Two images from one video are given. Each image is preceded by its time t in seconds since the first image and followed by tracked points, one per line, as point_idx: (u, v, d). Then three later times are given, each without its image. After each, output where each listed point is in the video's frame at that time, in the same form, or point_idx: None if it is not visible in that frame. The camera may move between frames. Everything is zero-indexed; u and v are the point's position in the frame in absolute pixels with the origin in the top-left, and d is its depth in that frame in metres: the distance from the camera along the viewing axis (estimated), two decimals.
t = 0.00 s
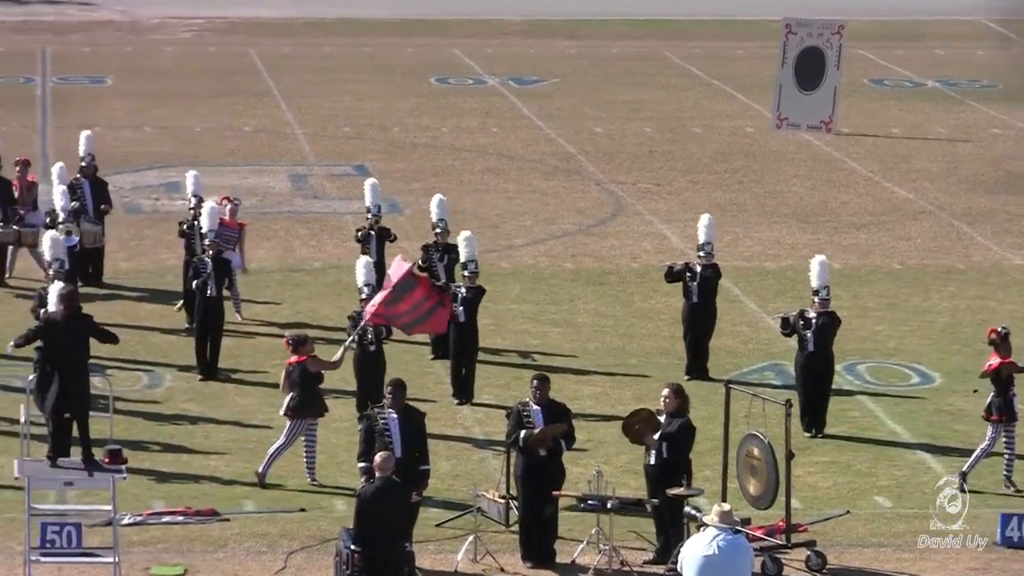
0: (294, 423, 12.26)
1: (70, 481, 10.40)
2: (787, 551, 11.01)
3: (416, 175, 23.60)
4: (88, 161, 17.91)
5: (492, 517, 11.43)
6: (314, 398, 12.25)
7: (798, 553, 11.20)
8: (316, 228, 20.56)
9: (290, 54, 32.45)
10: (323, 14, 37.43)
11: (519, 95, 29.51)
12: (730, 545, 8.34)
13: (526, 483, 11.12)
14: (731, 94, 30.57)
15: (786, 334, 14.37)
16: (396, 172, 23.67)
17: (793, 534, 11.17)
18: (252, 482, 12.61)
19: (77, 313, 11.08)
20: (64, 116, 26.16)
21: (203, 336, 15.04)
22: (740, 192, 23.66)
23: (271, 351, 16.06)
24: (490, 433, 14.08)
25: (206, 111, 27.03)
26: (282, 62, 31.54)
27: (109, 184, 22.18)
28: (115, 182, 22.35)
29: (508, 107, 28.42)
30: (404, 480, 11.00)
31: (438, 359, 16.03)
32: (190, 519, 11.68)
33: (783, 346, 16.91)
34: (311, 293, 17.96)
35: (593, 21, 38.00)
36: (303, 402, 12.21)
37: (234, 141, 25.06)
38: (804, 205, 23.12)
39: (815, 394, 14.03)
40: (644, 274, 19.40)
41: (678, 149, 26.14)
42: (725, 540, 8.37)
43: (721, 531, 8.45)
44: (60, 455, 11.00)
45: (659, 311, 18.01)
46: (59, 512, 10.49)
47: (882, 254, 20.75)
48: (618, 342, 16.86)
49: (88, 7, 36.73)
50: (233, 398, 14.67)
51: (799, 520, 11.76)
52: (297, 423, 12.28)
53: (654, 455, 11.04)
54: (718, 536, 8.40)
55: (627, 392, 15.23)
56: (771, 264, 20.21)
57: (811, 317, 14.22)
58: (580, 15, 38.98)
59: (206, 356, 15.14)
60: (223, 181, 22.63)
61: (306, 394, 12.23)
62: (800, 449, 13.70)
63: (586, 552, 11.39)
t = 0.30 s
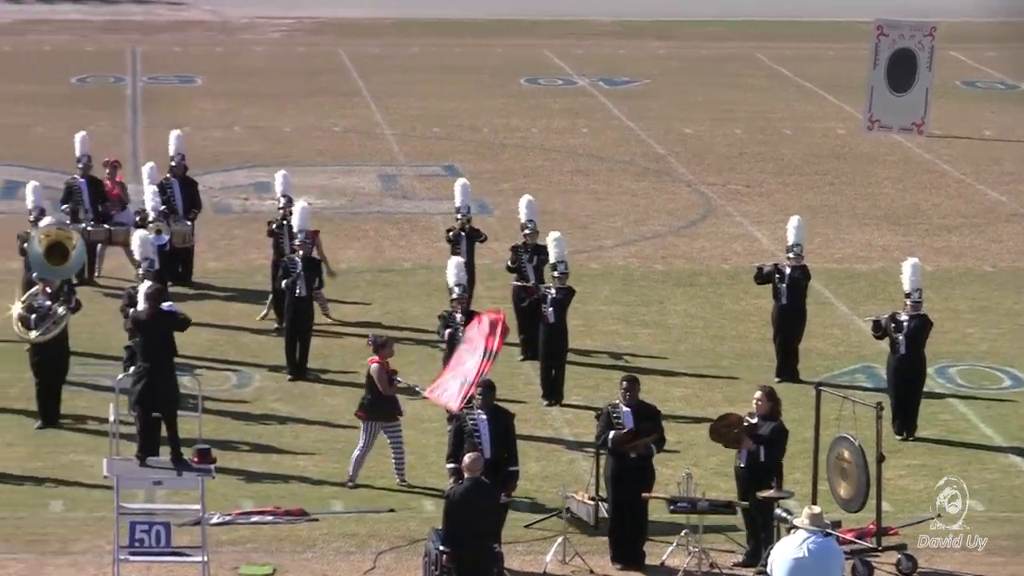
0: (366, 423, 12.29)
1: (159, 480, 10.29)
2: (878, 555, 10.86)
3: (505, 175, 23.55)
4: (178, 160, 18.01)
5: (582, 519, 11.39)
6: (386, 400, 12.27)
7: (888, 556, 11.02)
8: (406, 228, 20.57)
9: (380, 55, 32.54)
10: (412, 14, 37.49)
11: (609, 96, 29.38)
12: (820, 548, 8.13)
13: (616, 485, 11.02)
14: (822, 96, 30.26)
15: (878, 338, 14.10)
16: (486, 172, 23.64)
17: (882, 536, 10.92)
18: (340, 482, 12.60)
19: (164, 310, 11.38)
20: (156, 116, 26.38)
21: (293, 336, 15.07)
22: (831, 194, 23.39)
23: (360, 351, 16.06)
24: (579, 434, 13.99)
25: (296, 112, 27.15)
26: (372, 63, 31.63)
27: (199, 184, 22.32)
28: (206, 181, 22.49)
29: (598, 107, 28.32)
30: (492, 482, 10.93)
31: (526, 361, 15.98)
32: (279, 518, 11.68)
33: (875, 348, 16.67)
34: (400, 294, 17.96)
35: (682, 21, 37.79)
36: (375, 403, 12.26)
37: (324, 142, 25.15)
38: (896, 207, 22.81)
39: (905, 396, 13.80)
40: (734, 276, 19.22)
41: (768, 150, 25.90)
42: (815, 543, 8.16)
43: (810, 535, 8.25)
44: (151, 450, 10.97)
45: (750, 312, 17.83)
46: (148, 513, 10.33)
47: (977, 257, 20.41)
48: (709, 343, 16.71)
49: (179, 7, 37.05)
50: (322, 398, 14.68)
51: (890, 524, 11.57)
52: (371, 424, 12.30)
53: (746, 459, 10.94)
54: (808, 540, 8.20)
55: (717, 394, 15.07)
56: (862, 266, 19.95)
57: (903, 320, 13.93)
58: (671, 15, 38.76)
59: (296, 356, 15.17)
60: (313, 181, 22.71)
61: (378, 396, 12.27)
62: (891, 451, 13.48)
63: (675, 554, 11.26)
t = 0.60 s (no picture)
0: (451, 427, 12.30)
1: (263, 483, 10.31)
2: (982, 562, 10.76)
3: (611, 180, 23.50)
4: (283, 164, 18.17)
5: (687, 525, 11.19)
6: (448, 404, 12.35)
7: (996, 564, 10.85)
8: (511, 232, 20.61)
9: (486, 59, 32.64)
10: (516, 18, 37.54)
11: (715, 101, 29.22)
12: (926, 555, 8.03)
13: (721, 490, 10.89)
14: (931, 101, 29.89)
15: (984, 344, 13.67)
16: (591, 177, 23.62)
17: (988, 544, 10.46)
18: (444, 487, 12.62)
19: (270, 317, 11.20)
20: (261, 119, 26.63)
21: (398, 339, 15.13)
22: (939, 200, 23.08)
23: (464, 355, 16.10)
24: (684, 440, 13.91)
25: (401, 116, 27.30)
26: (478, 67, 31.74)
27: (305, 188, 22.51)
28: (312, 185, 22.68)
29: (704, 112, 28.18)
30: (598, 486, 10.90)
31: (631, 366, 15.92)
32: (382, 522, 11.75)
33: (983, 355, 16.42)
34: (504, 298, 17.98)
35: (788, 27, 37.49)
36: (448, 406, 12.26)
37: (428, 145, 25.27)
38: (1005, 214, 22.47)
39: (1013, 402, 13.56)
40: (839, 281, 19.03)
41: (874, 156, 25.63)
42: (920, 550, 8.05)
43: (915, 542, 8.14)
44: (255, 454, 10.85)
45: (856, 318, 17.65)
46: (253, 515, 10.56)
47: None
48: (814, 349, 16.55)
49: (285, 10, 37.38)
50: (426, 402, 14.72)
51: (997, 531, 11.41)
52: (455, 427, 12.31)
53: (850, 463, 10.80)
54: (913, 545, 8.10)
55: (823, 399, 14.93)
56: (971, 272, 19.66)
57: (1011, 327, 13.51)
58: (778, 20, 38.49)
59: (400, 360, 15.24)
60: (418, 185, 22.82)
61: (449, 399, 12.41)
62: (999, 459, 13.26)
63: (780, 561, 11.17)
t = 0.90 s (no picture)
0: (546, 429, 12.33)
1: (362, 486, 10.42)
2: None
3: (711, 184, 23.46)
4: (383, 167, 18.34)
5: (784, 528, 11.17)
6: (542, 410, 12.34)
7: None
8: (611, 236, 20.65)
9: (586, 62, 32.70)
10: (616, 21, 37.56)
11: (816, 105, 29.04)
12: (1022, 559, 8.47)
13: (820, 493, 10.80)
14: None
15: None
16: (691, 181, 23.58)
17: None
18: (543, 490, 12.64)
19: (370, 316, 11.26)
20: (361, 122, 26.87)
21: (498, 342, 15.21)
22: None
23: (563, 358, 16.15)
24: (784, 444, 13.87)
25: (501, 118, 27.42)
26: (578, 70, 31.79)
27: (406, 190, 22.69)
28: (413, 187, 22.86)
29: (805, 116, 28.02)
30: (696, 489, 10.91)
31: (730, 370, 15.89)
32: (480, 525, 11.72)
33: None
34: (602, 301, 18.02)
35: (891, 30, 37.19)
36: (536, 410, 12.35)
37: (528, 148, 25.36)
38: None
39: None
40: (940, 286, 18.86)
41: (977, 160, 25.34)
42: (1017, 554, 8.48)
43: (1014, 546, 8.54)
44: (356, 455, 10.92)
45: (957, 323, 17.49)
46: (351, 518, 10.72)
47: None
48: (914, 353, 16.43)
49: (385, 13, 37.66)
50: (524, 405, 14.79)
51: None
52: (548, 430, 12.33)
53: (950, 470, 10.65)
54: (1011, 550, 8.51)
55: (923, 404, 14.82)
56: None
57: None
58: (881, 24, 38.16)
59: (500, 363, 15.34)
60: (517, 188, 22.91)
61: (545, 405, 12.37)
62: None
63: (877, 564, 11.14)
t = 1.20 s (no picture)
0: (628, 431, 12.37)
1: (433, 488, 10.59)
2: None
3: (783, 186, 23.41)
4: (455, 169, 18.47)
5: (855, 530, 11.17)
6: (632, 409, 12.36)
7: None
8: (682, 238, 20.68)
9: (658, 64, 32.71)
10: (689, 23, 37.53)
11: (890, 107, 28.89)
12: None
13: (890, 496, 10.77)
14: None
15: None
16: (763, 183, 23.54)
17: None
18: (614, 491, 12.72)
19: (443, 319, 11.33)
20: (433, 124, 27.03)
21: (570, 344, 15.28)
22: None
23: (633, 360, 16.20)
24: (855, 446, 13.85)
25: (573, 121, 27.49)
26: (650, 72, 31.81)
27: (477, 192, 22.82)
28: (485, 189, 22.97)
29: (878, 119, 27.89)
30: (766, 491, 10.95)
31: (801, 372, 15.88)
32: (550, 527, 11.82)
33: None
34: (673, 303, 18.06)
35: (967, 33, 36.91)
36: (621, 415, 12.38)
37: (599, 151, 25.43)
38: None
39: None
40: (1014, 289, 18.73)
41: None
42: None
43: None
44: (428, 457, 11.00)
45: None
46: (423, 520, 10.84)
47: None
48: (987, 356, 16.34)
49: (458, 15, 37.83)
50: (595, 408, 14.87)
51: None
52: (632, 432, 12.38)
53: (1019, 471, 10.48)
54: None
55: (996, 407, 14.74)
56: None
57: None
58: (956, 26, 37.86)
59: (571, 365, 15.43)
60: (588, 190, 22.98)
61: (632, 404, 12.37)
62: None
63: (948, 567, 11.13)
